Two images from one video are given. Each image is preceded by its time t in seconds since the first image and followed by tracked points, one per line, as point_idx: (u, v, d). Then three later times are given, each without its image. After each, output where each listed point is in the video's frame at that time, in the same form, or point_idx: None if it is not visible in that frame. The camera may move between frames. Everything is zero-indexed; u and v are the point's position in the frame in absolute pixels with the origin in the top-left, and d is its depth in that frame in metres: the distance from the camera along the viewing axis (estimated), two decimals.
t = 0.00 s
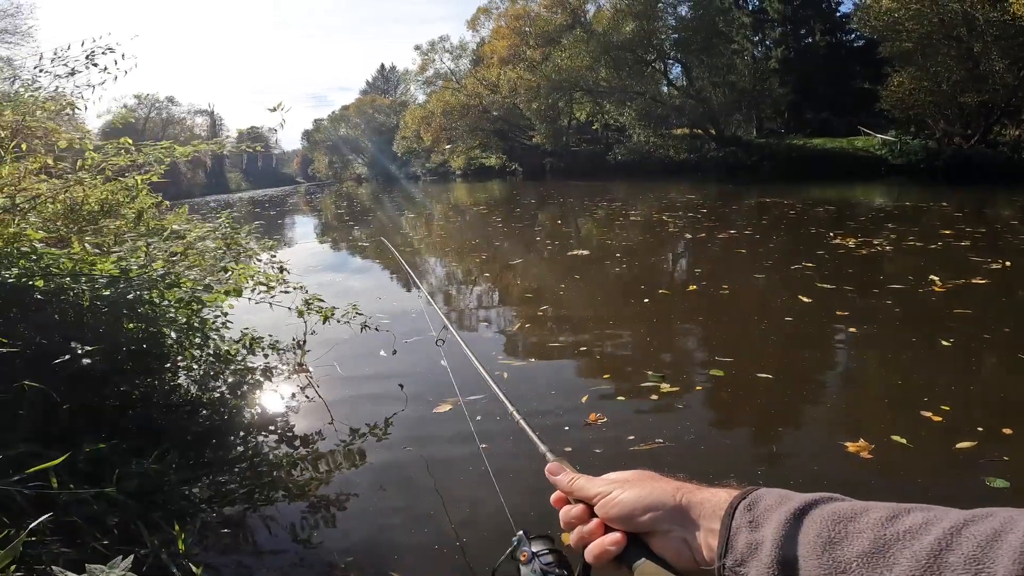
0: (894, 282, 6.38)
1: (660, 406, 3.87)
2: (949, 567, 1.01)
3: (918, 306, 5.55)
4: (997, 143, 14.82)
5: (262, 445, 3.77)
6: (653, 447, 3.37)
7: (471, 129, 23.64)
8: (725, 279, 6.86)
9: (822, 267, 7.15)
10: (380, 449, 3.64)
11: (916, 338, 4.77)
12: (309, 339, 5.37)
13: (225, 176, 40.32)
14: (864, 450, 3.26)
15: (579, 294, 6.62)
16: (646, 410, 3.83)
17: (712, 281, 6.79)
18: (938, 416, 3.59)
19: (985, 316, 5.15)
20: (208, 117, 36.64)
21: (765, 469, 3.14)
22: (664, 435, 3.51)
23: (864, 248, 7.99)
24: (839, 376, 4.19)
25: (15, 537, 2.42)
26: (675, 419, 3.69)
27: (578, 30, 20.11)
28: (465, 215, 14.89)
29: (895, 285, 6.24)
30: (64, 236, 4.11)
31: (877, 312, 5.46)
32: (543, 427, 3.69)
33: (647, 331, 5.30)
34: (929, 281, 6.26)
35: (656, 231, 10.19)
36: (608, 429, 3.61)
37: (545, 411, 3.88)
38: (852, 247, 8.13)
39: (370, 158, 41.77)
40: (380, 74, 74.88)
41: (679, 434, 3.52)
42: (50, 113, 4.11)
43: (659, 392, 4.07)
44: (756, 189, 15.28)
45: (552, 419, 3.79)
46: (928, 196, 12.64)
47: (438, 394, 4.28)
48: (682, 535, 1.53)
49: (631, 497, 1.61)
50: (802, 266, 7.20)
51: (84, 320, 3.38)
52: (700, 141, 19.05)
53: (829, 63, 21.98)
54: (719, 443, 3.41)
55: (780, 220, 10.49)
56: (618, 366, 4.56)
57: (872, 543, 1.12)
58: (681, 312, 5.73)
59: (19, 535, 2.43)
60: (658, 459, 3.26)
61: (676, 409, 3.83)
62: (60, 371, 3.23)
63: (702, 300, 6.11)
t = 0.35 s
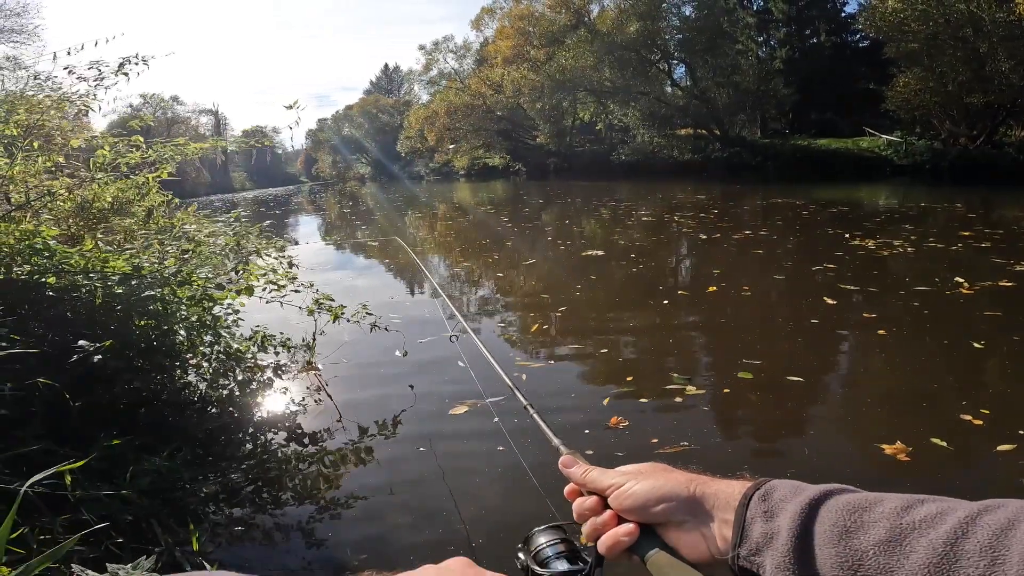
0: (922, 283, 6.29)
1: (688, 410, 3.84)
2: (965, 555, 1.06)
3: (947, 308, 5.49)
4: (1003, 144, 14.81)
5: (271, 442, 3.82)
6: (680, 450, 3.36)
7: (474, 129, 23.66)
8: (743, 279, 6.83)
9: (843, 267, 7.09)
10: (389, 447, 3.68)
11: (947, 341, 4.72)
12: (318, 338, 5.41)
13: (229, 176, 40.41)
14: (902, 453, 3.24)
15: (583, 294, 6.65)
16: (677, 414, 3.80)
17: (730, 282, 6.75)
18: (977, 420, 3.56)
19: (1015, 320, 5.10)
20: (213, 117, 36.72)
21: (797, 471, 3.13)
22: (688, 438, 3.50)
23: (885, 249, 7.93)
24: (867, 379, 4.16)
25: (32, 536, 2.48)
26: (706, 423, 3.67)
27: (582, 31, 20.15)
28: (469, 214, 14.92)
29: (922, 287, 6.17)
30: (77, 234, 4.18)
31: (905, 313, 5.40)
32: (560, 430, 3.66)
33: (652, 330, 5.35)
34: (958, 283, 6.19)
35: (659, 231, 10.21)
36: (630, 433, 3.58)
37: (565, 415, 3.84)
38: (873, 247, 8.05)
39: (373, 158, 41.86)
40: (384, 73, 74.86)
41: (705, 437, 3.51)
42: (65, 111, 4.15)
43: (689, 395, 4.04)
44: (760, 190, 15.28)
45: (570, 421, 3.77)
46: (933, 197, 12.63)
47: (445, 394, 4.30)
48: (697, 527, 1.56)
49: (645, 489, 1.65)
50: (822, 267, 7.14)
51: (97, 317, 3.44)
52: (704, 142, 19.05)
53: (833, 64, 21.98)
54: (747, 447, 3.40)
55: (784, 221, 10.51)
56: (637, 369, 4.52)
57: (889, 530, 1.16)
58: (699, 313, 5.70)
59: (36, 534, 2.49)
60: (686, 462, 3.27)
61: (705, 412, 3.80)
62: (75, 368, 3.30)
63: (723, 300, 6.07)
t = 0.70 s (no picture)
0: (945, 287, 6.15)
1: (703, 417, 3.74)
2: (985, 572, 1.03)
3: (968, 313, 5.37)
4: (1006, 146, 14.74)
5: (272, 443, 3.77)
6: (693, 456, 3.28)
7: (476, 130, 23.65)
8: (759, 282, 6.71)
9: (860, 270, 6.97)
10: (388, 450, 3.65)
11: (969, 345, 4.65)
12: (318, 338, 5.38)
13: (231, 176, 40.44)
14: (928, 459, 3.18)
15: (584, 295, 6.61)
16: (696, 420, 3.70)
17: (744, 284, 6.62)
18: (1006, 425, 3.50)
19: None
20: (216, 116, 36.69)
21: (812, 479, 3.06)
22: (703, 445, 3.40)
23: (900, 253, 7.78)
24: (888, 385, 4.06)
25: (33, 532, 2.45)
26: (723, 430, 3.57)
27: (584, 31, 20.14)
28: (470, 215, 14.90)
29: (943, 291, 6.04)
30: (77, 234, 4.18)
31: (925, 317, 5.29)
32: (566, 435, 3.58)
33: (652, 331, 5.31)
34: (977, 287, 6.09)
35: (661, 232, 10.17)
36: (644, 439, 3.48)
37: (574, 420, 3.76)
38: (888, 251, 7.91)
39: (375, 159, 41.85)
40: (386, 73, 74.71)
41: (718, 444, 3.42)
42: (67, 112, 4.13)
43: (704, 401, 3.94)
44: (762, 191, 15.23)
45: (578, 425, 3.69)
46: (936, 198, 12.57)
47: (446, 395, 4.27)
48: (699, 539, 1.54)
49: (647, 499, 1.62)
50: (838, 270, 7.02)
51: (96, 316, 3.42)
52: (706, 142, 18.97)
53: (835, 65, 21.92)
54: (762, 453, 3.31)
55: (787, 222, 10.45)
56: (649, 373, 4.43)
57: (903, 547, 1.13)
58: (710, 316, 5.62)
59: (33, 533, 2.45)
60: (704, 469, 3.17)
61: (719, 419, 3.71)
62: (74, 367, 3.28)
63: (739, 304, 5.94)
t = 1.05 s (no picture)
0: (963, 290, 6.04)
1: (717, 420, 3.69)
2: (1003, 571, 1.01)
3: (992, 316, 5.24)
4: (1008, 147, 14.70)
5: (270, 442, 3.78)
6: (704, 461, 3.21)
7: (477, 130, 23.65)
8: (773, 284, 6.56)
9: (876, 272, 6.85)
10: (389, 449, 3.63)
11: (991, 348, 4.57)
12: (318, 338, 5.38)
13: (233, 176, 40.49)
14: (953, 465, 3.13)
15: (585, 296, 6.60)
16: (710, 424, 3.64)
17: (756, 287, 6.51)
18: None
19: None
20: (217, 116, 36.70)
21: (830, 481, 3.02)
22: (716, 450, 3.35)
23: (915, 255, 7.62)
24: (908, 389, 3.98)
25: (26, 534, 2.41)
26: (736, 433, 3.52)
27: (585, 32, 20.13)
28: (471, 215, 14.90)
29: (962, 293, 5.93)
30: (77, 233, 4.18)
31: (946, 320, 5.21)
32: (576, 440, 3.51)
33: (654, 332, 5.28)
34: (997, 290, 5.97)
35: (662, 233, 10.16)
36: (656, 445, 3.41)
37: (582, 424, 3.68)
38: (901, 253, 7.77)
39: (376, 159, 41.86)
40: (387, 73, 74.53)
41: (731, 447, 3.37)
42: (68, 111, 4.09)
43: (722, 406, 3.85)
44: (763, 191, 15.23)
45: (586, 430, 3.62)
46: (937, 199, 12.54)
47: (447, 394, 4.26)
48: (711, 531, 1.52)
49: (659, 490, 1.60)
50: (854, 272, 6.89)
51: (97, 315, 3.40)
52: (707, 143, 18.94)
53: (837, 66, 21.89)
54: (777, 457, 3.27)
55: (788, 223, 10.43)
56: (652, 374, 4.40)
57: (919, 543, 1.12)
58: (716, 317, 5.57)
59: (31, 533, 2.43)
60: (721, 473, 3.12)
61: (733, 422, 3.65)
62: (75, 367, 3.26)
63: (754, 307, 5.80)
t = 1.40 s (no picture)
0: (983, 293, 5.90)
1: (728, 424, 3.61)
2: None
3: (1013, 320, 5.11)
4: (1010, 148, 14.64)
5: (270, 443, 3.74)
6: (716, 469, 3.12)
7: (478, 131, 23.63)
8: (794, 288, 6.38)
9: (892, 274, 6.71)
10: (387, 450, 3.60)
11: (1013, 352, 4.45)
12: (317, 337, 5.36)
13: (235, 176, 40.58)
14: (979, 471, 3.03)
15: (584, 296, 6.58)
16: (722, 429, 3.56)
17: (773, 289, 6.36)
18: None
19: None
20: (218, 116, 36.77)
21: (846, 489, 2.94)
22: (729, 456, 3.27)
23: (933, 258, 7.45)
24: (927, 395, 3.87)
25: (23, 532, 2.42)
26: (750, 438, 3.44)
27: (586, 32, 20.13)
28: (471, 215, 14.88)
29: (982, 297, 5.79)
30: (77, 233, 4.18)
31: (967, 324, 5.08)
32: (584, 448, 3.39)
33: (656, 333, 5.25)
34: (1016, 293, 5.83)
35: (662, 233, 10.14)
36: (666, 452, 3.31)
37: (591, 431, 3.58)
38: (917, 255, 7.64)
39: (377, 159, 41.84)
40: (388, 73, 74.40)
41: (745, 453, 3.29)
42: (68, 112, 4.09)
43: (738, 412, 3.74)
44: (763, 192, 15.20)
45: (593, 436, 3.53)
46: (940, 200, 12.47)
47: (446, 395, 4.24)
48: (714, 545, 1.52)
49: (657, 506, 1.57)
50: (868, 274, 6.76)
51: (97, 315, 3.39)
52: (707, 143, 18.90)
53: (838, 66, 21.84)
54: (793, 463, 3.18)
55: (789, 224, 10.39)
56: (656, 377, 4.34)
57: (927, 555, 1.11)
58: (722, 318, 5.50)
59: (28, 534, 2.41)
60: (732, 481, 3.04)
61: (745, 426, 3.58)
62: (72, 367, 3.23)
63: (771, 310, 5.67)
